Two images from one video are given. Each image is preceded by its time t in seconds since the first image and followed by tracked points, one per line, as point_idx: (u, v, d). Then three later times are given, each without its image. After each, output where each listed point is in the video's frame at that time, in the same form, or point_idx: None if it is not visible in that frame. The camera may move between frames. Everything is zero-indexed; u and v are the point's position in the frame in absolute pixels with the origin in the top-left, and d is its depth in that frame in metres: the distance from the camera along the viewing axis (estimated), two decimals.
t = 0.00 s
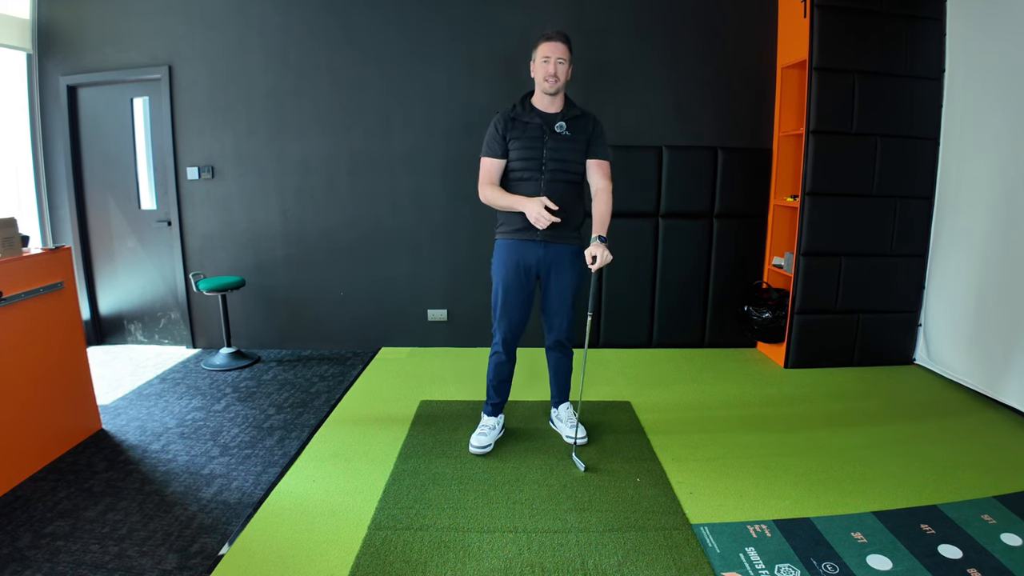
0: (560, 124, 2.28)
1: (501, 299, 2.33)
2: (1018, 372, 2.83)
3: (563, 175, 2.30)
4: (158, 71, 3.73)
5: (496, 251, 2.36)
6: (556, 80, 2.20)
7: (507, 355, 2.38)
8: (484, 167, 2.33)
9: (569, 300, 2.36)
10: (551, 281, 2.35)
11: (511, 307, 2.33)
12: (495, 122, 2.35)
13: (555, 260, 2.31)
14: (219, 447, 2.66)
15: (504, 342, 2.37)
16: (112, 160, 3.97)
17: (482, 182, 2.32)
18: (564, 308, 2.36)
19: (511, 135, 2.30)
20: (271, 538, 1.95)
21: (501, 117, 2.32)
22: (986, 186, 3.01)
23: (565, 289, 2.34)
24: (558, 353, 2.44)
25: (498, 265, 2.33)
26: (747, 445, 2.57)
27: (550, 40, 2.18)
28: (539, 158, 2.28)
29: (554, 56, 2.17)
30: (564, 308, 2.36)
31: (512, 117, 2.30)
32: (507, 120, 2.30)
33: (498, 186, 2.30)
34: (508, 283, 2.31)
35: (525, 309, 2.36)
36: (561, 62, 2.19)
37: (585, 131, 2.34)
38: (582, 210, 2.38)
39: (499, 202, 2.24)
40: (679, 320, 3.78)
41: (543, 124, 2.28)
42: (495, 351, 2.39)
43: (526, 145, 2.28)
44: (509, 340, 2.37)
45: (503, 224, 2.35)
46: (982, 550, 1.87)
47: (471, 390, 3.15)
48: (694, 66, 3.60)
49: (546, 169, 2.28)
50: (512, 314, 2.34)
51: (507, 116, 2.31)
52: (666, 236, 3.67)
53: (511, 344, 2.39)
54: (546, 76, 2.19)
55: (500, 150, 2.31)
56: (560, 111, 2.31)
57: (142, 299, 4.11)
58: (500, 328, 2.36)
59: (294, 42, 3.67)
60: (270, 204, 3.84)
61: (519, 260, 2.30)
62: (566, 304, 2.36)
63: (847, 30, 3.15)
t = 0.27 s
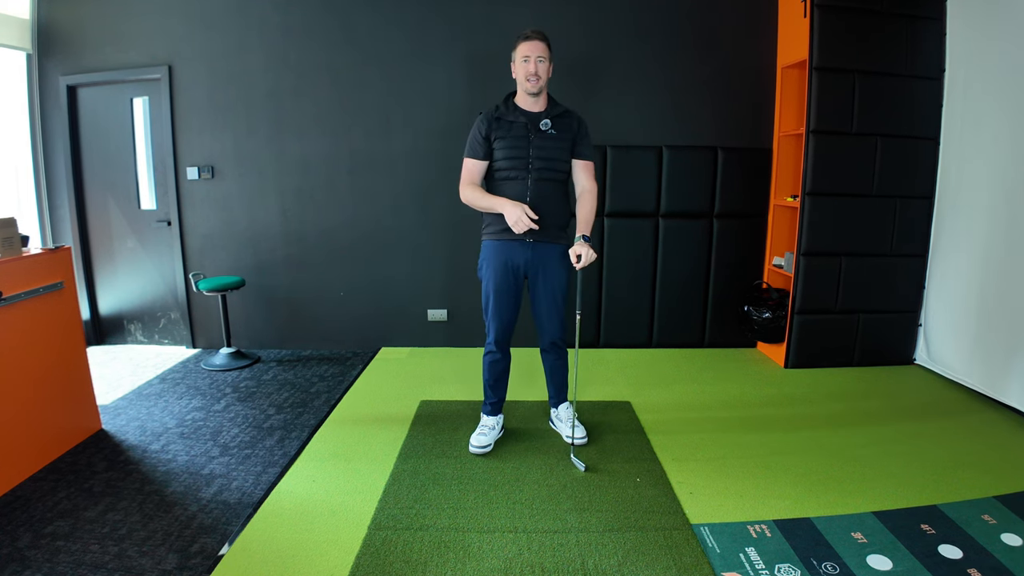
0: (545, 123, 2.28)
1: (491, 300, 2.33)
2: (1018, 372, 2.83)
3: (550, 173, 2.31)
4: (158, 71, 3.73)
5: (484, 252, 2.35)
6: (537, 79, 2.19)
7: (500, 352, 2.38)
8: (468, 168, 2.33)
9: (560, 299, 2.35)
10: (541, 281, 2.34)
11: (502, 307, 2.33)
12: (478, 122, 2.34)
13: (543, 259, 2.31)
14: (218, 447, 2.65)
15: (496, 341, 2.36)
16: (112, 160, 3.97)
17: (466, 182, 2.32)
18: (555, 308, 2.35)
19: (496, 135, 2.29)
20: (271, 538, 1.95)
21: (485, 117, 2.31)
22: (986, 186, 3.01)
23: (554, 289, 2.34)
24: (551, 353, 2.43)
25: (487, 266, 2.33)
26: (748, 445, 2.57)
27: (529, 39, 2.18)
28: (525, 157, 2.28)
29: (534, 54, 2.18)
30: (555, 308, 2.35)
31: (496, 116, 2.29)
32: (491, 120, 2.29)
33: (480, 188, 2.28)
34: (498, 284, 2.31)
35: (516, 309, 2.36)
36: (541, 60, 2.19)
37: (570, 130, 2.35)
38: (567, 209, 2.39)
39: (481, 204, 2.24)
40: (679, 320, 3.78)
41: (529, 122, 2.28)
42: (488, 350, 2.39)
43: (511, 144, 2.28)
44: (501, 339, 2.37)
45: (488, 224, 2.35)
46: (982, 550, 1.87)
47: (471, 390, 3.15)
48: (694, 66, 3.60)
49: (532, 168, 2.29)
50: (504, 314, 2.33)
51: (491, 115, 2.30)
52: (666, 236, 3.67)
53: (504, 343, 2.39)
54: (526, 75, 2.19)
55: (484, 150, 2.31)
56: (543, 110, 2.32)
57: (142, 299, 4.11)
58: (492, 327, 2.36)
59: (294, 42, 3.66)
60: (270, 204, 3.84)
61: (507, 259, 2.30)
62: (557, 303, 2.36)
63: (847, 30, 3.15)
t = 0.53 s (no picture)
0: (535, 120, 2.28)
1: (489, 300, 2.33)
2: (1018, 372, 2.83)
3: (543, 170, 2.31)
4: (158, 71, 3.73)
5: (480, 253, 2.35)
6: (523, 77, 2.20)
7: (498, 351, 2.39)
8: (459, 170, 2.32)
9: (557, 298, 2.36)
10: (537, 280, 2.34)
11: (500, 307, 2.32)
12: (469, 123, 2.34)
13: (539, 259, 2.32)
14: (218, 447, 2.65)
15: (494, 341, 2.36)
16: (111, 160, 3.97)
17: (458, 183, 2.32)
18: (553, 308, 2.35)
19: (486, 134, 2.29)
20: (271, 538, 1.95)
21: (474, 117, 2.31)
22: (986, 186, 3.01)
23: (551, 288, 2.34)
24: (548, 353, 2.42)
25: (484, 267, 2.32)
26: (748, 445, 2.57)
27: (512, 40, 2.20)
28: (517, 155, 2.28)
29: (519, 53, 2.19)
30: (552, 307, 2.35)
31: (486, 115, 2.29)
32: (481, 120, 2.29)
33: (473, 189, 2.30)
34: (495, 285, 2.30)
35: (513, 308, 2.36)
36: (526, 58, 2.20)
37: (561, 127, 2.35)
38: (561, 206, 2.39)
39: (472, 205, 2.25)
40: (679, 320, 3.78)
41: (519, 120, 2.28)
42: (486, 350, 2.39)
43: (502, 143, 2.28)
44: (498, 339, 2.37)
45: (483, 225, 2.34)
46: (982, 550, 1.86)
47: (471, 390, 3.15)
48: (694, 66, 3.60)
49: (525, 165, 2.28)
50: (502, 314, 2.33)
51: (481, 115, 2.29)
52: (666, 236, 3.67)
53: (502, 342, 2.39)
54: (513, 75, 2.20)
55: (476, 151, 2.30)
56: (534, 108, 2.32)
57: (142, 299, 4.11)
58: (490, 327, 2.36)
59: (294, 42, 3.66)
60: (270, 204, 3.84)
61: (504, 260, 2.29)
62: (554, 303, 2.36)
63: (847, 30, 3.15)
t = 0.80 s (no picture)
0: (529, 118, 2.27)
1: (490, 300, 2.32)
2: (1019, 372, 2.83)
3: (539, 168, 2.30)
4: (158, 71, 3.73)
5: (482, 253, 2.34)
6: (517, 73, 2.21)
7: (499, 351, 2.38)
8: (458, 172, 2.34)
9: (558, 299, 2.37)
10: (539, 281, 2.34)
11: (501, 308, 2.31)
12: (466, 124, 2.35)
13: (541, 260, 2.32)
14: (218, 447, 2.65)
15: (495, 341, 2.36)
16: (111, 160, 3.96)
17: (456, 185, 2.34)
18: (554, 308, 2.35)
19: (481, 135, 2.29)
20: (271, 538, 1.95)
21: (470, 117, 2.32)
22: (986, 186, 3.01)
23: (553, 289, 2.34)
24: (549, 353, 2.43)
25: (486, 267, 2.31)
26: (748, 445, 2.57)
27: (506, 37, 2.22)
28: (513, 155, 2.28)
29: (513, 49, 2.20)
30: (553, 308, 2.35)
31: (481, 116, 2.30)
32: (476, 121, 2.29)
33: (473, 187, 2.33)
34: (497, 285, 2.30)
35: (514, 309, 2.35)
36: (520, 55, 2.22)
37: (557, 124, 2.33)
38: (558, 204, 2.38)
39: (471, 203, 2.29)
40: (679, 320, 3.78)
41: (513, 120, 2.28)
42: (487, 350, 2.38)
43: (497, 143, 2.27)
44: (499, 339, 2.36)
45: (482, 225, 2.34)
46: (983, 550, 1.86)
47: (471, 390, 3.15)
48: (694, 66, 3.59)
49: (521, 164, 2.28)
50: (503, 315, 2.33)
51: (476, 117, 2.30)
52: (666, 236, 3.67)
53: (503, 342, 2.39)
54: (508, 71, 2.21)
55: (473, 153, 2.31)
56: (529, 106, 2.33)
57: (142, 299, 4.11)
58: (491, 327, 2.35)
59: (294, 42, 3.66)
60: (270, 204, 3.83)
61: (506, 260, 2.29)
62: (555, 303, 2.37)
63: (847, 30, 3.14)
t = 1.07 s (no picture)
0: (532, 117, 2.28)
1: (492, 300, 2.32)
2: (1018, 372, 2.83)
3: (542, 168, 2.29)
4: (158, 70, 3.73)
5: (484, 253, 2.34)
6: (520, 73, 2.21)
7: (500, 351, 2.38)
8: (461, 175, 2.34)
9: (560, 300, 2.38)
10: (541, 281, 2.35)
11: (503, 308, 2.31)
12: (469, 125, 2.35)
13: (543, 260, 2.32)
14: (218, 447, 2.65)
15: (497, 342, 2.36)
16: (111, 160, 3.96)
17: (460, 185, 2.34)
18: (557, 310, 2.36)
19: (485, 135, 2.30)
20: (271, 538, 1.95)
21: (474, 118, 2.32)
22: (986, 186, 3.01)
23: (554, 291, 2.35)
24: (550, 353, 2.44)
25: (488, 267, 2.31)
26: (748, 445, 2.57)
27: (507, 38, 2.23)
28: (516, 154, 2.27)
29: (514, 49, 2.20)
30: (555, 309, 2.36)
31: (485, 116, 2.30)
32: (479, 122, 2.30)
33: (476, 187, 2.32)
34: (499, 285, 2.29)
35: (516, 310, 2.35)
36: (521, 55, 2.22)
37: (561, 124, 2.33)
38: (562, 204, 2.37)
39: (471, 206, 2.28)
40: (679, 320, 3.77)
41: (517, 120, 2.28)
42: (488, 350, 2.38)
43: (500, 143, 2.27)
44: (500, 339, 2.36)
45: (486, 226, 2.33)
46: (983, 550, 1.86)
47: (471, 390, 3.15)
48: (694, 66, 3.59)
49: (525, 165, 2.28)
50: (505, 315, 2.32)
51: (480, 117, 2.30)
52: (666, 236, 3.67)
53: (504, 342, 2.38)
54: (510, 72, 2.21)
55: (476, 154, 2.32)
56: (531, 106, 2.32)
57: (142, 299, 4.11)
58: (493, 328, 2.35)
59: (294, 42, 3.66)
60: (270, 204, 3.83)
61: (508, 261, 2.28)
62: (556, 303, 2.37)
63: (847, 30, 3.14)
